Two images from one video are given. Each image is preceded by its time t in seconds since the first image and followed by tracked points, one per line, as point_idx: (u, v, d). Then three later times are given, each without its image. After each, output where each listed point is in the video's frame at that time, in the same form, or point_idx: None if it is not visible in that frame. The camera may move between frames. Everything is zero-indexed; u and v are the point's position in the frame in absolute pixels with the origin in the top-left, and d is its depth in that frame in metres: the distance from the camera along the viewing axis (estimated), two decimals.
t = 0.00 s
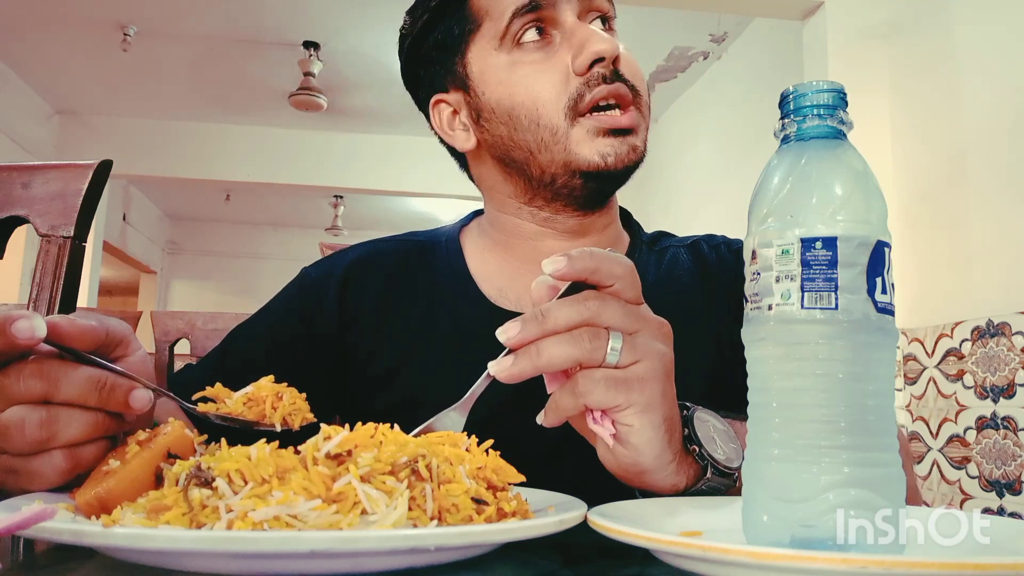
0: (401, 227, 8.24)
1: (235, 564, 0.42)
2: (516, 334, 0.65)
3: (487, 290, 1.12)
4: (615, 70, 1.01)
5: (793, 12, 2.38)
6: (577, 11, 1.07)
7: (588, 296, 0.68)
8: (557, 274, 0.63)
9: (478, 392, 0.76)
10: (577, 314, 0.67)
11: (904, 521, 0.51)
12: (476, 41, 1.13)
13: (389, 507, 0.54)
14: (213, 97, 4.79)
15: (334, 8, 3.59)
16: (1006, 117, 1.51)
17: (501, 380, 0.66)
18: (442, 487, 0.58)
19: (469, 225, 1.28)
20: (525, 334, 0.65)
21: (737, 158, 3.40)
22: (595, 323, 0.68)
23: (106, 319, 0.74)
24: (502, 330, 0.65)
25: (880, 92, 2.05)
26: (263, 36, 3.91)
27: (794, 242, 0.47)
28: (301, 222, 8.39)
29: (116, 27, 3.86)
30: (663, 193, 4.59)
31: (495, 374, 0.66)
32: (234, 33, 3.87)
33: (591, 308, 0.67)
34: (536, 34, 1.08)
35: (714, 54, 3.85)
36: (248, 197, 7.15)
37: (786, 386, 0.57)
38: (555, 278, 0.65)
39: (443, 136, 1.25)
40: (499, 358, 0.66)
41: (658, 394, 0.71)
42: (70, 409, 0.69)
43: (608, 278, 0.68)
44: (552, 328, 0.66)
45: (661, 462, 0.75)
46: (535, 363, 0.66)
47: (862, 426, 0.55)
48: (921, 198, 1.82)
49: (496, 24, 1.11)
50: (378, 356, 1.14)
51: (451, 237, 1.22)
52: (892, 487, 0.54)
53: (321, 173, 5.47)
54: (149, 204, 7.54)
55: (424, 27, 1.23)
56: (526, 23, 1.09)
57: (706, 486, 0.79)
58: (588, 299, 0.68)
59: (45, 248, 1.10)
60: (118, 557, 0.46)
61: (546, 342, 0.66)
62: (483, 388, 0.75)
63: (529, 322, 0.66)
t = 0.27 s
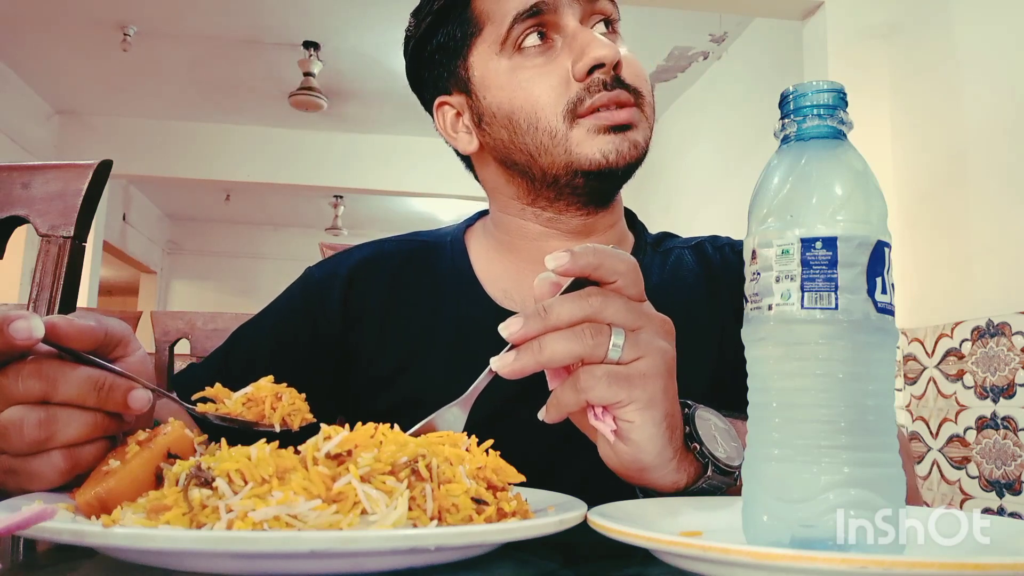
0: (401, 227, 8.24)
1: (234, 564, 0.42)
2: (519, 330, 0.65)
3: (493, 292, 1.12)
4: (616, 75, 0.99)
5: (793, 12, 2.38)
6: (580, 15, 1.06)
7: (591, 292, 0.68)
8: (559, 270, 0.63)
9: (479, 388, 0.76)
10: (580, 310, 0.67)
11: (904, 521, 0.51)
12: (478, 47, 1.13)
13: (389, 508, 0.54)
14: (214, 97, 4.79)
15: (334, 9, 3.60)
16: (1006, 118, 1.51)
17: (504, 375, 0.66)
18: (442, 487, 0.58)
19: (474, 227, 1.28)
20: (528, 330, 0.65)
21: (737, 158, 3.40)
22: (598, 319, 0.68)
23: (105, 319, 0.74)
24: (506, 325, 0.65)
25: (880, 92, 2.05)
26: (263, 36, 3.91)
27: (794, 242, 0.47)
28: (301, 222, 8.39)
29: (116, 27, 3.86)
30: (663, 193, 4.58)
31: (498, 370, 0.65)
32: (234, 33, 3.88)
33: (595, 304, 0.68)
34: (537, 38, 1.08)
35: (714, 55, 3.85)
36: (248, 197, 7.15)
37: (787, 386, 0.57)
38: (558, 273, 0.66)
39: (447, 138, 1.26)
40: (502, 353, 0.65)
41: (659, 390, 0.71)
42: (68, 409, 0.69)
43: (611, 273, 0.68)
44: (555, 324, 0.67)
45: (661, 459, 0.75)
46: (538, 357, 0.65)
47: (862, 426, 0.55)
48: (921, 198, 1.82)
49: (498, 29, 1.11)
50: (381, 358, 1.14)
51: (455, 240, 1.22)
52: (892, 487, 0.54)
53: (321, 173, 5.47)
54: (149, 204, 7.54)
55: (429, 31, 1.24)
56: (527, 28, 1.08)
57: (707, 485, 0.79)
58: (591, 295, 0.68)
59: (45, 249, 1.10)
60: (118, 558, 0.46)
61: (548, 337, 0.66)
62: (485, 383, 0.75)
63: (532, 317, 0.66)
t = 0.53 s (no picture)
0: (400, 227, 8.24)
1: (234, 564, 0.42)
2: (521, 331, 0.65)
3: (493, 293, 1.12)
4: (617, 85, 0.98)
5: (793, 12, 2.38)
6: (584, 22, 1.05)
7: (595, 293, 0.68)
8: (563, 270, 0.63)
9: (482, 389, 0.76)
10: (583, 311, 0.67)
11: (904, 521, 0.51)
12: (481, 49, 1.13)
13: (389, 508, 0.54)
14: (214, 97, 4.80)
15: (334, 9, 3.60)
16: (1006, 118, 1.51)
17: (507, 377, 0.66)
18: (442, 487, 0.58)
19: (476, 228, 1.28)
20: (530, 331, 0.65)
21: (737, 158, 3.40)
22: (601, 320, 0.68)
23: (105, 319, 0.74)
24: (507, 326, 0.65)
25: (880, 92, 2.05)
26: (262, 36, 3.91)
27: (794, 242, 0.47)
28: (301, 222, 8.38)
29: (116, 27, 3.86)
30: (663, 193, 4.58)
31: (501, 372, 0.66)
32: (234, 33, 3.87)
33: (599, 305, 0.67)
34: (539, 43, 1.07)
35: (714, 55, 3.85)
36: (248, 197, 7.15)
37: (787, 386, 0.57)
38: (561, 274, 0.65)
39: (449, 136, 1.26)
40: (504, 355, 0.65)
41: (663, 392, 0.71)
42: (68, 409, 0.68)
43: (615, 274, 0.67)
44: (558, 325, 0.66)
45: (664, 461, 0.75)
46: (541, 359, 0.65)
47: (862, 427, 0.55)
48: (921, 198, 1.82)
49: (501, 33, 1.10)
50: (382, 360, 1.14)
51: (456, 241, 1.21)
52: (892, 487, 0.54)
53: (321, 173, 5.47)
54: (149, 204, 7.54)
55: (436, 28, 1.23)
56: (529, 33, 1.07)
57: (710, 486, 0.79)
58: (596, 296, 0.68)
59: (45, 249, 1.10)
60: (118, 558, 0.46)
61: (551, 339, 0.66)
62: (488, 384, 0.75)
63: (534, 318, 0.66)
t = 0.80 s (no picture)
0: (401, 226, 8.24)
1: (234, 564, 0.42)
2: (531, 322, 0.64)
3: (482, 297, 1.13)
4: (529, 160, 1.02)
5: (793, 12, 2.38)
6: (513, 75, 1.02)
7: (604, 287, 0.68)
8: (572, 262, 0.65)
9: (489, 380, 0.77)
10: (594, 304, 0.66)
11: (904, 521, 0.51)
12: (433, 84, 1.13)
13: (389, 507, 0.54)
14: (214, 97, 4.79)
15: (334, 9, 3.60)
16: (1005, 119, 1.51)
17: (514, 369, 0.65)
18: (442, 487, 0.58)
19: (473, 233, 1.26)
20: (540, 323, 0.64)
21: (737, 158, 3.40)
22: (612, 314, 0.68)
23: (102, 319, 0.74)
24: (517, 318, 0.64)
25: (880, 92, 2.05)
26: (263, 36, 3.91)
27: (794, 242, 0.47)
28: (301, 222, 8.38)
29: (116, 27, 3.86)
30: (663, 193, 4.58)
31: (508, 363, 0.64)
32: (234, 33, 3.88)
33: (608, 299, 0.67)
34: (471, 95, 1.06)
35: (714, 54, 3.85)
36: (248, 197, 7.15)
37: (787, 386, 0.57)
38: (572, 267, 0.66)
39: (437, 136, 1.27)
40: (512, 347, 0.64)
41: (670, 388, 0.72)
42: (66, 409, 0.69)
43: (625, 269, 0.69)
44: (567, 318, 0.65)
45: (669, 457, 0.76)
46: (550, 352, 0.64)
47: (863, 427, 0.55)
48: (921, 198, 1.82)
49: (443, 76, 1.09)
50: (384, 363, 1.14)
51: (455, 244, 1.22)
52: (892, 487, 0.54)
53: (321, 173, 5.47)
54: (149, 203, 7.54)
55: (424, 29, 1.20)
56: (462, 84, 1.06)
57: (713, 483, 0.80)
58: (606, 290, 0.67)
59: (45, 248, 1.10)
60: (118, 558, 0.46)
61: (560, 332, 0.65)
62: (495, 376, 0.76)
63: (545, 311, 0.64)
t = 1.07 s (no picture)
0: (400, 226, 8.25)
1: (234, 564, 0.42)
2: (539, 316, 0.61)
3: (455, 303, 1.17)
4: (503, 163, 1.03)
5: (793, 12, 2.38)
6: (502, 82, 1.03)
7: (614, 284, 0.67)
8: (585, 256, 0.61)
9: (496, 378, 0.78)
10: (603, 299, 0.65)
11: (904, 521, 0.51)
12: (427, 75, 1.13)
13: (389, 508, 0.54)
14: (214, 97, 4.79)
15: (334, 9, 3.60)
16: (1005, 119, 1.51)
17: (521, 365, 0.62)
18: (442, 487, 0.58)
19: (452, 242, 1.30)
20: (548, 317, 0.62)
21: (737, 158, 3.40)
22: (620, 311, 0.67)
23: (110, 318, 0.74)
24: (524, 312, 0.61)
25: (880, 92, 2.06)
26: (262, 36, 3.91)
27: (794, 242, 0.47)
28: (301, 222, 8.38)
29: (116, 28, 3.86)
30: (663, 193, 4.58)
31: (515, 358, 0.62)
32: (234, 33, 3.87)
33: (617, 295, 0.66)
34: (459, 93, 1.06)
35: (715, 54, 3.86)
36: (248, 197, 7.15)
37: (786, 386, 0.57)
38: (582, 262, 0.64)
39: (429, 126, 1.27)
40: (519, 342, 0.62)
41: (676, 387, 0.72)
42: (71, 409, 0.69)
43: (636, 265, 0.68)
44: (576, 313, 0.64)
45: (673, 457, 0.76)
46: (558, 347, 0.63)
47: (863, 427, 0.55)
48: (921, 198, 1.82)
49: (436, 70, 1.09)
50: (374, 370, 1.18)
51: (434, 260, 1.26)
52: (892, 487, 0.54)
53: (321, 173, 5.47)
54: (149, 204, 7.54)
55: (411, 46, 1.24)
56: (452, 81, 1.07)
57: (716, 483, 0.81)
58: (613, 287, 0.66)
59: (45, 249, 1.10)
60: (118, 558, 0.46)
61: (569, 328, 0.64)
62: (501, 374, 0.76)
63: (553, 305, 0.62)
